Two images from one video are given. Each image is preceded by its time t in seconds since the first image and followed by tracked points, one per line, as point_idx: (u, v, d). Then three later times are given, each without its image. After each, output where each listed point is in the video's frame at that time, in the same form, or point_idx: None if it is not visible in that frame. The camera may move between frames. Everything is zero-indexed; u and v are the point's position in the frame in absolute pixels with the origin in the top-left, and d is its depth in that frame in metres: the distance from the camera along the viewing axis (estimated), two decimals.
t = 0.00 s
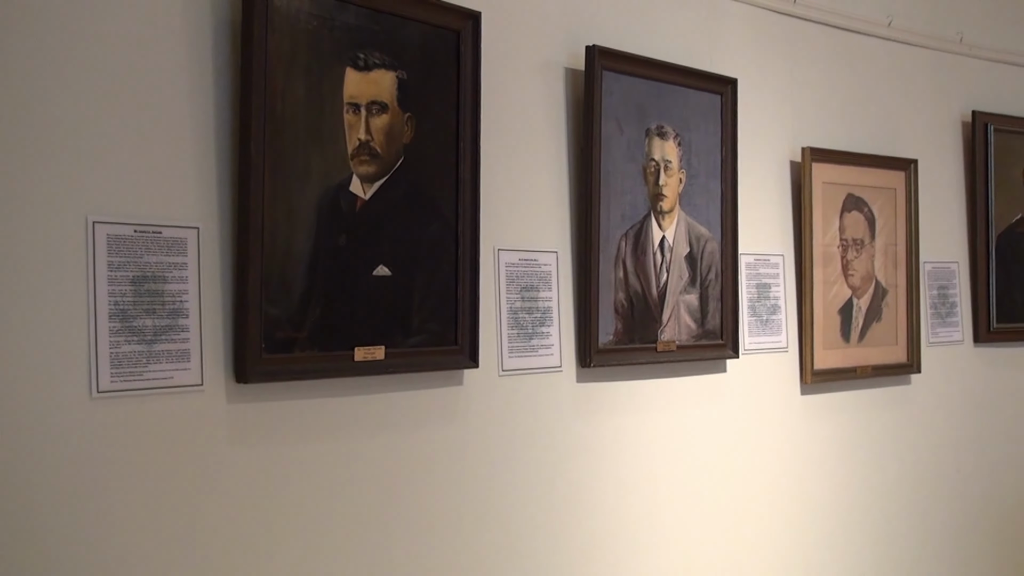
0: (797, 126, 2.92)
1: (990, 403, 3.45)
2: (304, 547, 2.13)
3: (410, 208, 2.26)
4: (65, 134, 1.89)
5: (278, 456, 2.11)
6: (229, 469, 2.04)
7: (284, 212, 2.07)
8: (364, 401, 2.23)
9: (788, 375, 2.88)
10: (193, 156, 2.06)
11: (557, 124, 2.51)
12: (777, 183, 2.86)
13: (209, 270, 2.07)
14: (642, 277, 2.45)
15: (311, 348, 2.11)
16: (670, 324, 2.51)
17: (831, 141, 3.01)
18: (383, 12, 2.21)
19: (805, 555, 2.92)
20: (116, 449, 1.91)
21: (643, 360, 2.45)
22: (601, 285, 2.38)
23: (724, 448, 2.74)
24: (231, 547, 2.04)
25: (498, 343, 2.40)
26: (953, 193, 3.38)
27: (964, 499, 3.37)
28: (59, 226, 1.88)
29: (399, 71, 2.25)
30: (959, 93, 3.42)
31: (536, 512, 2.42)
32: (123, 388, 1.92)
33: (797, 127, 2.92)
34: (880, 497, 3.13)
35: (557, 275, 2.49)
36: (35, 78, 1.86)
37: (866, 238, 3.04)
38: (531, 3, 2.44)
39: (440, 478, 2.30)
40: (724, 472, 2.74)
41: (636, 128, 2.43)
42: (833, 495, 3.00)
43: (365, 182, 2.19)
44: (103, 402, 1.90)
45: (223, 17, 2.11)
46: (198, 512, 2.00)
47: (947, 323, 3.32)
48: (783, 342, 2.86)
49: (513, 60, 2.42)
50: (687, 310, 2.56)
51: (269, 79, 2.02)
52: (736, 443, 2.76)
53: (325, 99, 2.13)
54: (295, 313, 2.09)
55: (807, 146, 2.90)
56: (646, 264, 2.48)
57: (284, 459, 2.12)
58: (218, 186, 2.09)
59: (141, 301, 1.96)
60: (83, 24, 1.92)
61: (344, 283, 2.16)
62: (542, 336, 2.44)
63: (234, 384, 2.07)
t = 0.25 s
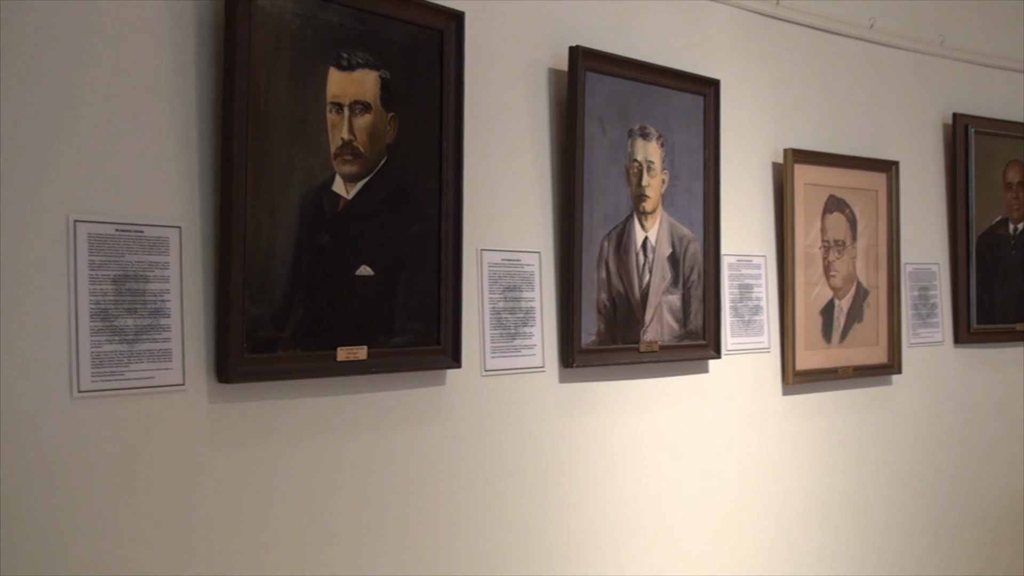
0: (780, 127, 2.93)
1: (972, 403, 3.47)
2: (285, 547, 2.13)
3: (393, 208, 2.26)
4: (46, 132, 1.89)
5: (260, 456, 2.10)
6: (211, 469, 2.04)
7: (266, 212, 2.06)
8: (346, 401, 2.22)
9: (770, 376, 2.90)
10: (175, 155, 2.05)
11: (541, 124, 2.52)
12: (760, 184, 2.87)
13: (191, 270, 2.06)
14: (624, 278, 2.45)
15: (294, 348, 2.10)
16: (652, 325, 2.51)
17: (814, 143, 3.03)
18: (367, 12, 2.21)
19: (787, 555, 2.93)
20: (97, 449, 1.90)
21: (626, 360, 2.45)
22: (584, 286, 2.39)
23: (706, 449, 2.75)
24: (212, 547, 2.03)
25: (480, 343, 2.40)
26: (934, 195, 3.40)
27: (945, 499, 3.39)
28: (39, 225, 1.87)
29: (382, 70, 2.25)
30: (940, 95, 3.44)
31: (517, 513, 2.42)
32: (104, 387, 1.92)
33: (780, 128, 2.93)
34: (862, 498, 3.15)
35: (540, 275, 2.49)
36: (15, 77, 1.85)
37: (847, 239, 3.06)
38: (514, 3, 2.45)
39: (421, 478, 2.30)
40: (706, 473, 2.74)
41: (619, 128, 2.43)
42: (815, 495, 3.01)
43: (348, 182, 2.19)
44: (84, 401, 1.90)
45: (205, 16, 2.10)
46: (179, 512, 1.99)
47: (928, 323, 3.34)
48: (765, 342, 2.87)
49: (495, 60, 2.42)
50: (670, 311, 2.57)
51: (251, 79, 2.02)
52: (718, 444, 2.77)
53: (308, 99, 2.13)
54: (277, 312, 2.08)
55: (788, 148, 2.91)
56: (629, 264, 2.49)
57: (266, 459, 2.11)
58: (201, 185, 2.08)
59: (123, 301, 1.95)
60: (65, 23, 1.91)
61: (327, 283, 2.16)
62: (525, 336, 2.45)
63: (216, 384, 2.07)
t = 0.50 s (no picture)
0: (766, 128, 2.94)
1: (957, 404, 3.49)
2: (270, 548, 2.12)
3: (379, 208, 2.26)
4: (31, 131, 1.88)
5: (245, 457, 2.10)
6: (196, 469, 2.03)
7: (251, 211, 2.06)
8: (332, 401, 2.22)
9: (756, 376, 2.90)
10: (161, 154, 2.04)
11: (527, 125, 2.52)
12: (746, 184, 2.88)
13: (177, 270, 2.05)
14: (611, 278, 2.46)
15: (280, 348, 2.10)
16: (638, 325, 2.52)
17: (801, 144, 3.04)
18: (353, 12, 2.21)
19: (772, 555, 2.94)
20: (82, 449, 1.90)
21: (612, 360, 2.46)
22: (569, 286, 2.39)
23: (691, 449, 2.75)
24: (196, 547, 2.02)
25: (466, 343, 2.40)
26: (919, 196, 3.42)
27: (930, 499, 3.41)
28: (24, 224, 1.86)
29: (369, 70, 2.24)
30: (926, 96, 3.46)
31: (501, 514, 2.42)
32: (89, 388, 1.91)
33: (766, 128, 2.94)
34: (847, 498, 3.16)
35: (526, 275, 2.49)
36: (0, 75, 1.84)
37: (833, 240, 3.07)
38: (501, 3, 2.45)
39: (406, 478, 2.30)
40: (691, 473, 2.75)
41: (605, 129, 2.44)
42: (800, 495, 3.02)
43: (334, 181, 2.19)
44: (68, 401, 1.89)
45: (191, 15, 2.10)
46: (164, 512, 1.99)
47: (912, 324, 3.35)
48: (750, 342, 2.88)
49: (481, 61, 2.43)
50: (656, 311, 2.57)
51: (237, 78, 2.02)
52: (703, 444, 2.78)
53: (294, 99, 2.12)
54: (263, 312, 2.08)
55: (774, 148, 2.92)
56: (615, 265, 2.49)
57: (251, 459, 2.11)
58: (186, 185, 2.08)
59: (108, 301, 1.95)
60: (50, 21, 1.91)
61: (313, 283, 2.15)
62: (511, 336, 2.45)
63: (202, 384, 2.06)
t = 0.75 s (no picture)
0: (752, 129, 2.95)
1: (942, 404, 3.50)
2: (255, 549, 2.11)
3: (365, 208, 2.26)
4: (15, 132, 1.87)
5: (231, 458, 2.09)
6: (182, 471, 2.03)
7: (237, 212, 2.05)
8: (318, 402, 2.22)
9: (742, 376, 2.91)
10: (146, 155, 2.04)
11: (513, 125, 2.52)
12: (732, 185, 2.89)
13: (162, 270, 2.04)
14: (597, 279, 2.46)
15: (265, 349, 2.10)
16: (625, 325, 2.52)
17: (787, 145, 3.05)
18: (339, 12, 2.20)
19: (758, 556, 2.95)
20: (66, 450, 1.89)
21: (598, 361, 2.46)
22: (555, 286, 2.39)
23: (677, 450, 2.76)
24: (182, 549, 2.02)
25: (452, 343, 2.40)
26: (904, 197, 3.43)
27: (916, 499, 3.42)
28: (8, 225, 1.85)
29: (355, 71, 2.24)
30: (911, 98, 3.47)
31: (487, 515, 2.41)
32: (73, 389, 1.90)
33: (752, 129, 2.95)
34: (834, 498, 3.17)
35: (513, 276, 2.50)
36: None
37: (818, 240, 3.08)
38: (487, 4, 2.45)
39: (391, 479, 2.30)
40: (677, 474, 2.75)
41: (591, 130, 2.44)
42: (786, 495, 3.03)
43: (320, 182, 2.19)
44: (52, 403, 1.88)
45: (176, 15, 2.09)
46: (149, 514, 1.98)
47: (898, 324, 3.37)
48: (736, 343, 2.89)
49: (467, 61, 2.43)
50: (642, 311, 2.58)
51: (222, 79, 2.01)
52: (689, 444, 2.78)
53: (279, 99, 2.12)
54: (248, 313, 2.08)
55: (760, 149, 2.93)
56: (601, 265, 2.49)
57: (237, 460, 2.10)
58: (172, 186, 2.07)
59: (93, 302, 1.94)
60: (35, 22, 1.90)
61: (299, 284, 2.15)
62: (498, 337, 2.45)
63: (187, 385, 2.05)
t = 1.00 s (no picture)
0: (741, 131, 2.96)
1: (930, 405, 3.51)
2: (242, 552, 2.11)
3: (353, 210, 2.26)
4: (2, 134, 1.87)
5: (218, 460, 2.09)
6: (170, 473, 2.02)
7: (225, 214, 2.05)
8: (306, 404, 2.21)
9: (730, 377, 2.92)
10: (133, 157, 2.03)
11: (501, 128, 2.53)
12: (720, 187, 2.90)
13: (150, 272, 2.04)
14: (585, 281, 2.46)
15: (253, 351, 2.09)
16: (613, 327, 2.53)
17: (775, 147, 3.06)
18: (327, 15, 2.20)
19: (746, 557, 2.94)
20: (53, 453, 1.88)
21: (587, 362, 2.46)
22: (544, 288, 2.39)
23: (665, 451, 2.76)
24: (169, 552, 2.01)
25: (441, 345, 2.40)
26: (892, 199, 3.44)
27: (904, 501, 3.43)
28: None
29: (343, 73, 2.24)
30: (899, 100, 3.49)
31: (473, 518, 2.41)
32: (60, 391, 1.90)
33: (740, 131, 2.96)
34: (822, 500, 3.17)
35: (501, 278, 2.50)
36: None
37: (806, 242, 3.08)
38: (475, 7, 2.46)
39: (378, 482, 2.29)
40: (664, 476, 2.75)
41: (579, 132, 2.45)
42: (774, 497, 3.03)
43: (308, 184, 2.18)
44: (39, 405, 1.87)
45: (164, 17, 2.09)
46: (136, 516, 1.98)
47: (886, 326, 3.38)
48: (724, 345, 2.90)
49: (455, 64, 2.43)
50: (631, 313, 2.58)
51: (210, 81, 2.01)
52: (677, 446, 2.78)
53: (267, 101, 2.12)
54: (237, 315, 2.07)
55: (748, 151, 2.94)
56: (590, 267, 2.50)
57: (225, 463, 2.10)
58: (159, 188, 2.07)
59: (80, 304, 1.93)
60: (22, 23, 1.90)
61: (287, 286, 2.15)
62: (486, 339, 2.45)
63: (175, 388, 2.05)
